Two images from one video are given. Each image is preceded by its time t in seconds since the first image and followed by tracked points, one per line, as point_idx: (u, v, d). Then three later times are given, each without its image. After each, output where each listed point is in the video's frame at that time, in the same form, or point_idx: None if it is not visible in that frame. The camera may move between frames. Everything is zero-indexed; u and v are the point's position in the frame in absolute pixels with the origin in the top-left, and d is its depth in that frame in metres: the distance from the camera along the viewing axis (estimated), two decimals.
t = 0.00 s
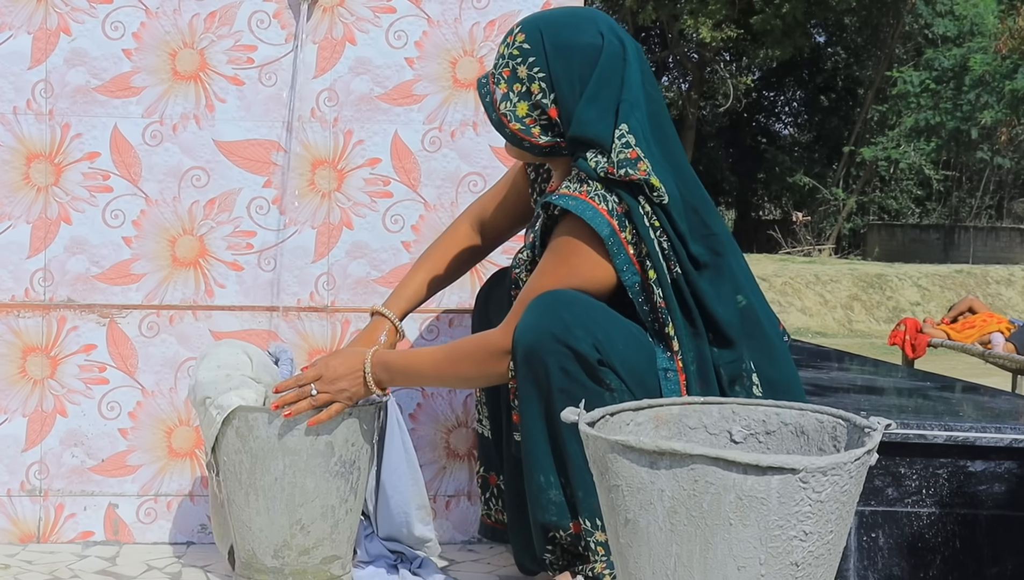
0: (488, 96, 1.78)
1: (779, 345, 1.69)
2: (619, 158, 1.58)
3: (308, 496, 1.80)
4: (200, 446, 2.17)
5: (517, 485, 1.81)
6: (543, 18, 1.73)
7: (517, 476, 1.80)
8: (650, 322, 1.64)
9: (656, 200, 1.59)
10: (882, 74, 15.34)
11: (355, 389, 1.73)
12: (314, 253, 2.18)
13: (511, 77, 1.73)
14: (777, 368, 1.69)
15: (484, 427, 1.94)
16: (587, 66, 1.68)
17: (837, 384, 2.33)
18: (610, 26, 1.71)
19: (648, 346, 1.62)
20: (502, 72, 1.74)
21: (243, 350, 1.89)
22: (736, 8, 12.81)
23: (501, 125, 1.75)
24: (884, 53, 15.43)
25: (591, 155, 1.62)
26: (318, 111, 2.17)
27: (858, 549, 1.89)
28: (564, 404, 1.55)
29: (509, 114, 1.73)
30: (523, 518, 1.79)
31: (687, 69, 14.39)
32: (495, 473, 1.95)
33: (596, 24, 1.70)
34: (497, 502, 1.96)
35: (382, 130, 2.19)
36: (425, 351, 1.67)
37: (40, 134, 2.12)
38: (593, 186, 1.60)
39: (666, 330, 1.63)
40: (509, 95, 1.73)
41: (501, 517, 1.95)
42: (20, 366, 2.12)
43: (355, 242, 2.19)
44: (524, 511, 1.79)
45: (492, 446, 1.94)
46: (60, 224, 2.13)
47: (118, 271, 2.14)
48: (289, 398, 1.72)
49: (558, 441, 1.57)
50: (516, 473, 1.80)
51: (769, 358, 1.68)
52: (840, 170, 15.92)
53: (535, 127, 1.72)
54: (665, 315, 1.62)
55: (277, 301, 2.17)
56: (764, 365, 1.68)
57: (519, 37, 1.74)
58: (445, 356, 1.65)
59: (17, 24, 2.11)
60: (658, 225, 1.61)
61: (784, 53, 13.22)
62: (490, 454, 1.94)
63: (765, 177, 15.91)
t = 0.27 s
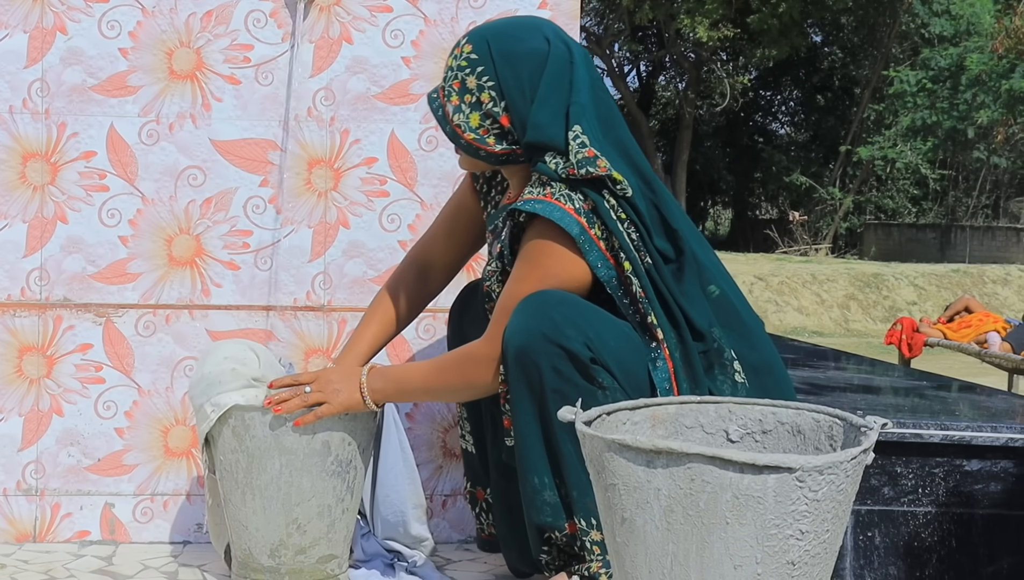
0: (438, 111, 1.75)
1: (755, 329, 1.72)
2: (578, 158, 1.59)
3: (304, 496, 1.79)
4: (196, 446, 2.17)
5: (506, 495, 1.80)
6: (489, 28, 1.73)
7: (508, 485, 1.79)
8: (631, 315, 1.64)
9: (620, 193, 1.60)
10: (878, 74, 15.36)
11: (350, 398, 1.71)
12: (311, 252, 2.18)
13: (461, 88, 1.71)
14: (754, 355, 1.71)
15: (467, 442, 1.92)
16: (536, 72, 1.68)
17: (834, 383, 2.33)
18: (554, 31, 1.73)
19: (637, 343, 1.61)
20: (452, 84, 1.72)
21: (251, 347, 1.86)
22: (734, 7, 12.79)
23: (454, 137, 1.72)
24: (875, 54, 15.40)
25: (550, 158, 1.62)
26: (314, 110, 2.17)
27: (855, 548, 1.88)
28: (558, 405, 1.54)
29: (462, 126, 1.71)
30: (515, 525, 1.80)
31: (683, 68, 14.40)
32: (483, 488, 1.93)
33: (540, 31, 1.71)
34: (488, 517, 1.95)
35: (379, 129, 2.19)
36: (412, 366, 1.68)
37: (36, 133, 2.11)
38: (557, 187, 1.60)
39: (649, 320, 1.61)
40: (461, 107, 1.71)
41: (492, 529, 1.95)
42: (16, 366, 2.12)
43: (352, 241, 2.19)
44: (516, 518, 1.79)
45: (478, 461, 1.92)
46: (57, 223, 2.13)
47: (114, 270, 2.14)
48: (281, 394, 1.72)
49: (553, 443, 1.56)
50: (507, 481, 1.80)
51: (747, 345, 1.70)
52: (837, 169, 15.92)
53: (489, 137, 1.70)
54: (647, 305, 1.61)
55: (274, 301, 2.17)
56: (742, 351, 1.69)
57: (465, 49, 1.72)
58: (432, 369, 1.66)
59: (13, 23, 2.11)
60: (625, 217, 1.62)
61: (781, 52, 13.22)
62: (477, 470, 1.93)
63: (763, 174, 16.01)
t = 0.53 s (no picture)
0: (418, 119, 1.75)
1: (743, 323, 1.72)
2: (563, 162, 1.58)
3: (301, 495, 1.79)
4: (193, 446, 2.17)
5: (500, 496, 1.80)
6: (466, 35, 1.72)
7: (501, 489, 1.79)
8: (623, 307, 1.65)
9: (610, 187, 1.62)
10: (875, 74, 15.38)
11: (348, 399, 1.71)
12: (308, 252, 2.18)
13: (441, 96, 1.71)
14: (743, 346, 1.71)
15: (454, 455, 1.91)
16: (514, 79, 1.67)
17: (831, 383, 2.33)
18: (530, 36, 1.72)
19: (631, 338, 1.62)
20: (431, 93, 1.71)
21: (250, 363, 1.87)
22: (730, 7, 12.79)
23: (437, 145, 1.72)
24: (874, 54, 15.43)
25: (535, 160, 1.63)
26: (311, 110, 2.17)
27: (852, 548, 1.89)
28: (555, 400, 1.53)
29: (444, 134, 1.71)
30: (511, 524, 1.80)
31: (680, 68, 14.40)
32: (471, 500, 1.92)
33: (517, 36, 1.70)
34: (479, 528, 1.93)
35: (376, 129, 2.19)
36: (405, 371, 1.67)
37: (32, 132, 2.11)
38: (546, 185, 1.61)
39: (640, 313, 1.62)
40: (441, 116, 1.71)
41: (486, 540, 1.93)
42: (13, 366, 2.11)
43: (349, 241, 2.19)
44: (513, 517, 1.79)
45: (465, 473, 1.91)
46: (53, 223, 2.12)
47: (111, 270, 2.14)
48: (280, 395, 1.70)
49: (552, 440, 1.56)
50: (500, 484, 1.79)
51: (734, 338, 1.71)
52: (833, 169, 15.99)
53: (472, 144, 1.70)
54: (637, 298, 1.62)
55: (271, 301, 2.17)
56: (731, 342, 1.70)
57: (443, 56, 1.72)
58: (425, 371, 1.66)
59: (9, 23, 2.10)
60: (616, 211, 1.63)
61: (777, 52, 13.23)
62: (465, 484, 1.92)
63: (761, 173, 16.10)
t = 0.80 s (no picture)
0: (478, 99, 1.74)
1: (762, 350, 1.73)
2: (615, 173, 1.58)
3: (298, 496, 1.79)
4: (190, 446, 2.17)
5: (499, 490, 1.79)
6: (542, 23, 1.71)
7: (501, 482, 1.79)
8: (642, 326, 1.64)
9: (652, 206, 1.59)
10: (871, 74, 15.40)
11: (346, 401, 1.71)
12: (305, 252, 2.18)
13: (507, 82, 1.71)
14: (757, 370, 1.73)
15: (464, 436, 1.92)
16: (587, 78, 1.68)
17: (828, 383, 2.33)
18: (607, 35, 1.72)
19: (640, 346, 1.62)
20: (499, 76, 1.71)
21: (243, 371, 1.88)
22: (727, 7, 12.79)
23: (494, 131, 1.72)
24: (876, 52, 15.47)
25: (583, 164, 1.62)
26: (308, 110, 2.17)
27: (848, 547, 1.89)
28: (556, 398, 1.53)
29: (505, 120, 1.71)
30: (509, 520, 1.79)
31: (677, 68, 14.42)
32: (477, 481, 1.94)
33: (594, 34, 1.70)
34: (480, 511, 1.95)
35: (372, 129, 2.19)
36: (407, 366, 1.68)
37: (29, 132, 2.11)
38: (587, 192, 1.60)
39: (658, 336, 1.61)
40: (505, 101, 1.71)
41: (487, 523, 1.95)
42: (10, 366, 2.11)
43: (346, 241, 2.19)
44: (511, 512, 1.79)
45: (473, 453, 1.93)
46: (49, 223, 2.12)
47: (107, 270, 2.14)
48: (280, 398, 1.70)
49: (551, 437, 1.56)
50: (500, 477, 1.79)
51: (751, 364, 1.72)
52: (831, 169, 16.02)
53: (529, 135, 1.71)
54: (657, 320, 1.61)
55: (268, 301, 2.17)
56: (749, 368, 1.72)
57: (517, 41, 1.71)
58: (427, 365, 1.66)
59: (6, 23, 2.10)
60: (654, 230, 1.61)
61: (774, 52, 13.24)
62: (473, 462, 1.93)
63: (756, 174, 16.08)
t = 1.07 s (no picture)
0: (473, 108, 1.76)
1: (766, 362, 1.69)
2: (604, 181, 1.56)
3: (296, 495, 1.79)
4: (188, 446, 2.17)
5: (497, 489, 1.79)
6: (532, 29, 1.70)
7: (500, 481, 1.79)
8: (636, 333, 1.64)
9: (644, 216, 1.57)
10: (869, 73, 15.41)
11: (345, 401, 1.68)
12: (303, 252, 2.18)
13: (499, 90, 1.71)
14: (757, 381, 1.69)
15: (473, 425, 1.93)
16: (576, 83, 1.66)
17: (826, 382, 2.33)
18: (598, 38, 1.69)
19: (632, 350, 1.63)
20: (489, 85, 1.72)
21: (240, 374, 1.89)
22: (725, 7, 12.78)
23: (488, 139, 1.73)
24: (872, 52, 15.43)
25: (575, 170, 1.61)
26: (306, 109, 2.17)
27: (847, 547, 1.88)
28: (547, 403, 1.55)
29: (496, 129, 1.72)
30: (507, 519, 1.79)
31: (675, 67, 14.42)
32: (483, 472, 1.94)
33: (585, 38, 1.68)
34: (485, 501, 1.96)
35: (371, 128, 2.19)
36: (406, 369, 1.66)
37: (27, 132, 2.11)
38: (579, 200, 1.60)
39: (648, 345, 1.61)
40: (496, 110, 1.72)
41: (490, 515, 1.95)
42: (8, 366, 2.11)
43: (344, 241, 2.19)
44: (508, 512, 1.79)
45: (480, 444, 1.93)
46: (47, 223, 2.12)
47: (105, 270, 2.14)
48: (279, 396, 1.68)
49: (543, 442, 1.57)
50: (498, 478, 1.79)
51: (753, 375, 1.69)
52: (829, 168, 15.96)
53: (521, 142, 1.72)
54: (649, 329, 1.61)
55: (267, 301, 2.17)
56: (750, 380, 1.69)
57: (507, 49, 1.71)
58: (427, 367, 1.65)
59: (3, 23, 2.10)
60: (646, 239, 1.59)
61: (772, 52, 13.25)
62: (479, 453, 1.93)
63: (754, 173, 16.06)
